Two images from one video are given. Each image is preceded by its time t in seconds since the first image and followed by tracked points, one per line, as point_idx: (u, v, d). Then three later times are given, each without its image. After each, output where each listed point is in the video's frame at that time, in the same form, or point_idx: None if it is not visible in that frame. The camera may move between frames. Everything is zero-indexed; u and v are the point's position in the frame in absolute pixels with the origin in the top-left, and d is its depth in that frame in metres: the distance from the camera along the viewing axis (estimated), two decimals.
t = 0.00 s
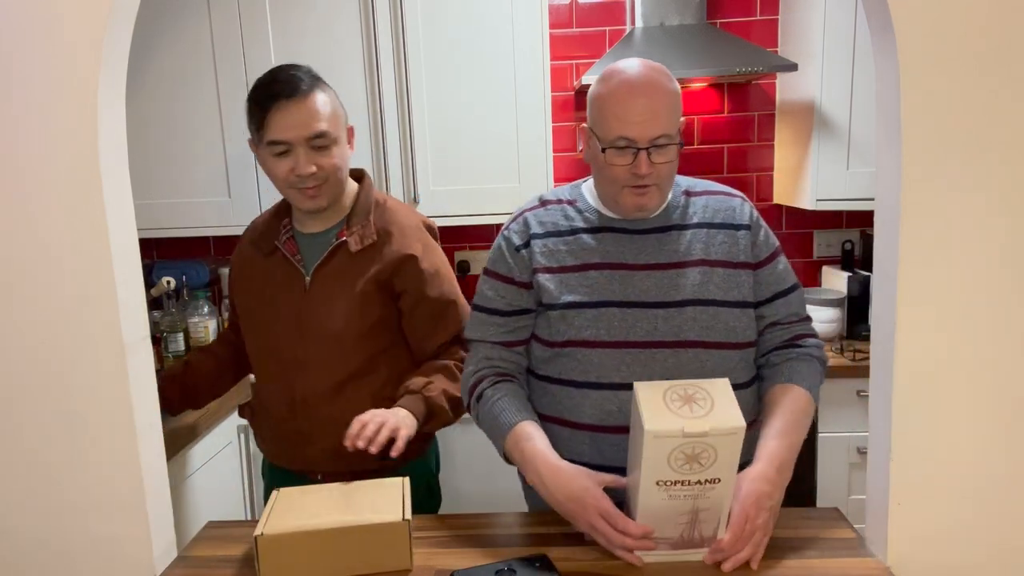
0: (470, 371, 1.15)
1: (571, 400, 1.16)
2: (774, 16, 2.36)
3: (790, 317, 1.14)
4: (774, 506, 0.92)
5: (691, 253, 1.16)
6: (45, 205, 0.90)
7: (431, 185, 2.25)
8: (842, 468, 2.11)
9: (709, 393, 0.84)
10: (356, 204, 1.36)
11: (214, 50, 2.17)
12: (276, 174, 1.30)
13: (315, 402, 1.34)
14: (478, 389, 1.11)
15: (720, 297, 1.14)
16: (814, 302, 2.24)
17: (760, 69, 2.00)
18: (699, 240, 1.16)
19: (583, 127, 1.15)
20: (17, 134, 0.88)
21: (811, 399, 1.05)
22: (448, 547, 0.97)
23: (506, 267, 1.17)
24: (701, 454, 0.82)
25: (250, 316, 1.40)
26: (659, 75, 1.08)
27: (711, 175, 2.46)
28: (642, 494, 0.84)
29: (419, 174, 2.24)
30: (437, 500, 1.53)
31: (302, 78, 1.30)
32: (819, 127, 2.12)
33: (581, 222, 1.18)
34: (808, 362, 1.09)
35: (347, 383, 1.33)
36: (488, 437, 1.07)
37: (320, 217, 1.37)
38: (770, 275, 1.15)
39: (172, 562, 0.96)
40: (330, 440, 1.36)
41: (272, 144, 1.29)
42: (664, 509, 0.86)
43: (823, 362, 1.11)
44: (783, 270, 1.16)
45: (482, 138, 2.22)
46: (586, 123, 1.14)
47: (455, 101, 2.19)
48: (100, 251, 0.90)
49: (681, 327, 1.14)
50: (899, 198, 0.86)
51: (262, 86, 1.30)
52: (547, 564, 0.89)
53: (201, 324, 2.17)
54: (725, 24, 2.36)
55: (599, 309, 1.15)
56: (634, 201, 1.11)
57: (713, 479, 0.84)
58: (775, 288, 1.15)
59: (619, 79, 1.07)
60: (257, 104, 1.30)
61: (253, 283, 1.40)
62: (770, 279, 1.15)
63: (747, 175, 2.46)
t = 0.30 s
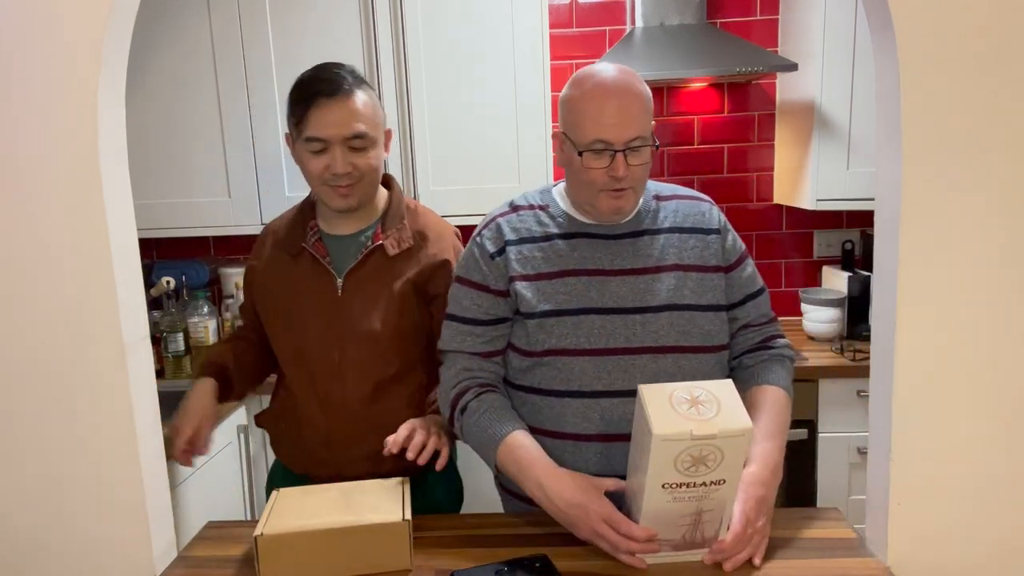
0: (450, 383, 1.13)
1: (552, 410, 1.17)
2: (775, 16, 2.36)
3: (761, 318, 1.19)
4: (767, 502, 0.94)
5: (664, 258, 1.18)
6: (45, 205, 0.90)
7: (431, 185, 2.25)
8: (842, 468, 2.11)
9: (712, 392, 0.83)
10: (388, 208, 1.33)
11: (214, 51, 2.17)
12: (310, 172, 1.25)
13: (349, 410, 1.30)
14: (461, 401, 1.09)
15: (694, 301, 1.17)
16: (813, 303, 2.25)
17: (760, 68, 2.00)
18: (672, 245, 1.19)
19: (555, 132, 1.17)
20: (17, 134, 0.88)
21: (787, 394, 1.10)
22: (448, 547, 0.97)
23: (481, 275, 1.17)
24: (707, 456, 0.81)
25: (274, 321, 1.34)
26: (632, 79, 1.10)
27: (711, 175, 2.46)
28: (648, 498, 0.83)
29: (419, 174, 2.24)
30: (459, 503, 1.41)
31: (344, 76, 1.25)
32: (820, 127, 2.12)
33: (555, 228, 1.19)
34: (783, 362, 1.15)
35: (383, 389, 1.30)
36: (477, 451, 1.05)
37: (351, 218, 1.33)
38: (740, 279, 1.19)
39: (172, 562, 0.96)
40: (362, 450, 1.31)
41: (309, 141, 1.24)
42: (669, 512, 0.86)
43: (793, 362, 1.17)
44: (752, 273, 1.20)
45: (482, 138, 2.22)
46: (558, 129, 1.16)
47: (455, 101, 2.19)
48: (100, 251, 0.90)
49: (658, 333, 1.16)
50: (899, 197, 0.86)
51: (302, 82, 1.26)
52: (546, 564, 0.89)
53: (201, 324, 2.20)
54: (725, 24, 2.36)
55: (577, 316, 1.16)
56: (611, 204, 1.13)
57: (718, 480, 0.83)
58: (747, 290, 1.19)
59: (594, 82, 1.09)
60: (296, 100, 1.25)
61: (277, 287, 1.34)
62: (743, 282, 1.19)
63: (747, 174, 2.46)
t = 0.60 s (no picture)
0: (445, 391, 1.12)
1: (547, 415, 1.17)
2: (775, 16, 2.36)
3: (752, 317, 1.20)
4: (762, 498, 0.94)
5: (656, 259, 1.19)
6: (44, 205, 0.90)
7: (431, 185, 2.25)
8: (842, 468, 2.11)
9: (721, 399, 0.80)
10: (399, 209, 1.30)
11: (214, 51, 2.17)
12: (320, 163, 1.22)
13: (374, 414, 1.27)
14: (457, 409, 1.09)
15: (685, 301, 1.18)
16: (813, 303, 2.25)
17: (760, 69, 2.00)
18: (662, 245, 1.20)
19: (541, 135, 1.17)
20: (17, 134, 0.88)
21: (780, 390, 1.13)
22: (448, 548, 0.96)
23: (472, 281, 1.17)
24: (716, 464, 0.78)
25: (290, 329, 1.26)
26: (618, 81, 1.11)
27: (711, 175, 2.46)
28: (654, 504, 0.81)
29: (419, 174, 2.24)
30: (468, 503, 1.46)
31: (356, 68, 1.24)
32: (820, 127, 2.12)
33: (544, 232, 1.19)
34: (773, 361, 1.17)
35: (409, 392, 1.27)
36: (474, 458, 1.06)
37: (361, 220, 1.29)
38: (730, 277, 1.21)
39: (173, 563, 0.96)
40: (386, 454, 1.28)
41: (319, 130, 1.21)
42: (673, 516, 0.84)
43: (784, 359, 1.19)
44: (742, 271, 1.22)
45: (482, 138, 2.22)
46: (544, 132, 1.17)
47: (455, 101, 2.19)
48: (100, 251, 0.90)
49: (652, 333, 1.16)
50: (899, 197, 0.86)
51: (315, 74, 1.24)
52: (546, 564, 0.89)
53: (201, 324, 2.19)
54: (724, 24, 2.36)
55: (569, 319, 1.16)
56: (599, 207, 1.14)
57: (725, 485, 0.81)
58: (736, 288, 1.21)
59: (581, 83, 1.10)
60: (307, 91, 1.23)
61: (291, 292, 1.27)
62: (732, 280, 1.21)
63: (747, 175, 2.46)
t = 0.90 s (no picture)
0: (445, 392, 1.12)
1: (545, 416, 1.17)
2: (774, 16, 2.36)
3: (751, 317, 1.20)
4: (762, 497, 0.94)
5: (654, 259, 1.19)
6: (45, 205, 0.89)
7: (431, 185, 2.25)
8: (842, 468, 2.11)
9: (722, 401, 0.80)
10: (380, 208, 1.30)
11: (214, 51, 2.17)
12: (316, 150, 1.22)
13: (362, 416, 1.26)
14: (456, 410, 1.09)
15: (684, 301, 1.18)
16: (813, 303, 2.25)
17: (760, 69, 2.00)
18: (660, 245, 1.20)
19: (536, 138, 1.17)
20: (17, 134, 0.88)
21: (782, 389, 1.13)
22: (447, 547, 0.96)
23: (470, 282, 1.17)
24: (717, 467, 0.78)
25: (272, 333, 1.24)
26: (612, 80, 1.11)
27: (711, 175, 2.46)
28: (654, 506, 0.81)
29: (419, 174, 2.24)
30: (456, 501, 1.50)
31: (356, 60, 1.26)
32: (820, 127, 2.12)
33: (541, 233, 1.19)
34: (773, 361, 1.17)
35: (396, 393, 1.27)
36: (474, 458, 1.06)
37: (344, 218, 1.28)
38: (729, 277, 1.21)
39: (172, 563, 0.96)
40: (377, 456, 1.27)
41: (319, 116, 1.22)
42: (673, 519, 0.84)
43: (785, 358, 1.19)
44: (742, 271, 1.22)
45: (482, 138, 2.22)
46: (539, 134, 1.17)
47: (455, 101, 2.19)
48: (100, 251, 0.90)
49: (650, 333, 1.16)
50: (899, 197, 0.86)
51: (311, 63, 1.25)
52: (546, 564, 0.89)
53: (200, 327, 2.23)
54: (724, 24, 2.36)
55: (567, 319, 1.16)
56: (594, 204, 1.13)
57: (725, 488, 0.81)
58: (736, 288, 1.21)
59: (573, 82, 1.11)
60: (303, 79, 1.24)
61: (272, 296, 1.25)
62: (732, 280, 1.21)
63: (747, 175, 2.46)
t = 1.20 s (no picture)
0: (445, 393, 1.12)
1: (545, 416, 1.17)
2: (774, 16, 2.36)
3: (751, 317, 1.20)
4: (762, 497, 0.95)
5: (653, 259, 1.19)
6: (45, 205, 0.89)
7: (431, 185, 2.25)
8: (842, 468, 2.11)
9: (723, 401, 0.80)
10: (354, 215, 1.29)
11: (214, 51, 2.17)
12: (299, 153, 1.21)
13: (335, 427, 1.24)
14: (457, 411, 1.09)
15: (683, 301, 1.18)
16: (813, 302, 2.25)
17: (760, 68, 2.00)
18: (659, 245, 1.20)
19: (535, 137, 1.17)
20: (17, 134, 0.88)
21: (780, 390, 1.12)
22: (447, 548, 0.96)
23: (470, 283, 1.17)
24: (718, 468, 0.78)
25: (241, 342, 1.23)
26: (610, 80, 1.11)
27: (711, 175, 2.46)
28: (654, 506, 0.81)
29: (419, 174, 2.24)
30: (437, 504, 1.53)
31: (339, 64, 1.25)
32: (820, 127, 2.11)
33: (541, 233, 1.19)
34: (773, 361, 1.17)
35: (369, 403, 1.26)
36: (474, 460, 1.06)
37: (316, 223, 1.26)
38: (728, 277, 1.21)
39: (172, 563, 0.96)
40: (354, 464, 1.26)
41: (304, 120, 1.21)
42: (673, 519, 0.84)
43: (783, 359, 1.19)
44: (741, 271, 1.22)
45: (482, 138, 2.22)
46: (536, 134, 1.17)
47: (455, 101, 2.19)
48: (100, 251, 0.90)
49: (649, 333, 1.16)
50: (900, 196, 0.86)
51: (291, 63, 1.24)
52: (546, 564, 0.89)
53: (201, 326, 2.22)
54: (724, 24, 2.36)
55: (567, 319, 1.16)
56: (592, 204, 1.13)
57: (726, 488, 0.81)
58: (735, 288, 1.21)
59: (571, 82, 1.11)
60: (285, 80, 1.22)
61: (241, 304, 1.23)
62: (731, 280, 1.21)
63: (747, 175, 2.46)
